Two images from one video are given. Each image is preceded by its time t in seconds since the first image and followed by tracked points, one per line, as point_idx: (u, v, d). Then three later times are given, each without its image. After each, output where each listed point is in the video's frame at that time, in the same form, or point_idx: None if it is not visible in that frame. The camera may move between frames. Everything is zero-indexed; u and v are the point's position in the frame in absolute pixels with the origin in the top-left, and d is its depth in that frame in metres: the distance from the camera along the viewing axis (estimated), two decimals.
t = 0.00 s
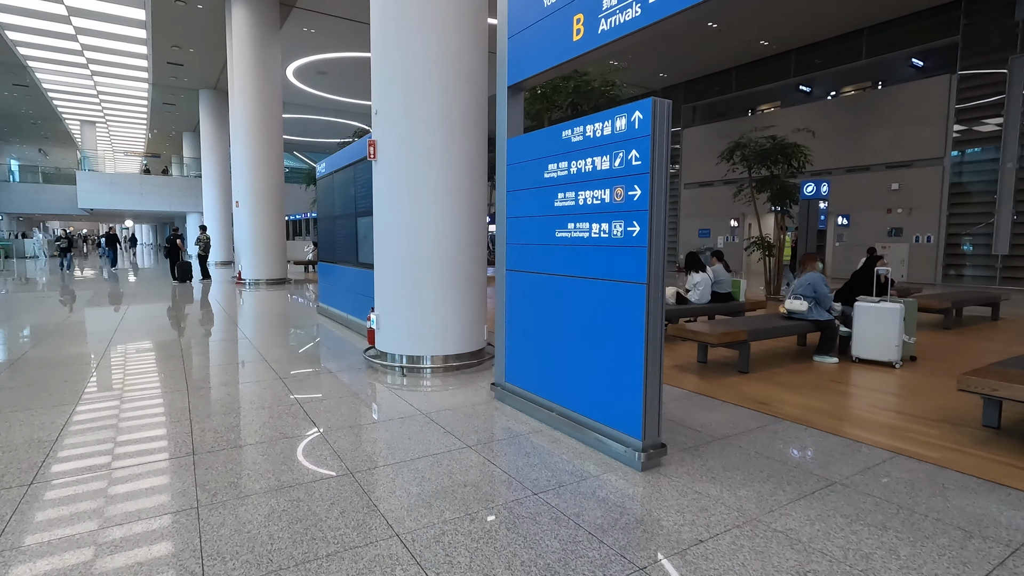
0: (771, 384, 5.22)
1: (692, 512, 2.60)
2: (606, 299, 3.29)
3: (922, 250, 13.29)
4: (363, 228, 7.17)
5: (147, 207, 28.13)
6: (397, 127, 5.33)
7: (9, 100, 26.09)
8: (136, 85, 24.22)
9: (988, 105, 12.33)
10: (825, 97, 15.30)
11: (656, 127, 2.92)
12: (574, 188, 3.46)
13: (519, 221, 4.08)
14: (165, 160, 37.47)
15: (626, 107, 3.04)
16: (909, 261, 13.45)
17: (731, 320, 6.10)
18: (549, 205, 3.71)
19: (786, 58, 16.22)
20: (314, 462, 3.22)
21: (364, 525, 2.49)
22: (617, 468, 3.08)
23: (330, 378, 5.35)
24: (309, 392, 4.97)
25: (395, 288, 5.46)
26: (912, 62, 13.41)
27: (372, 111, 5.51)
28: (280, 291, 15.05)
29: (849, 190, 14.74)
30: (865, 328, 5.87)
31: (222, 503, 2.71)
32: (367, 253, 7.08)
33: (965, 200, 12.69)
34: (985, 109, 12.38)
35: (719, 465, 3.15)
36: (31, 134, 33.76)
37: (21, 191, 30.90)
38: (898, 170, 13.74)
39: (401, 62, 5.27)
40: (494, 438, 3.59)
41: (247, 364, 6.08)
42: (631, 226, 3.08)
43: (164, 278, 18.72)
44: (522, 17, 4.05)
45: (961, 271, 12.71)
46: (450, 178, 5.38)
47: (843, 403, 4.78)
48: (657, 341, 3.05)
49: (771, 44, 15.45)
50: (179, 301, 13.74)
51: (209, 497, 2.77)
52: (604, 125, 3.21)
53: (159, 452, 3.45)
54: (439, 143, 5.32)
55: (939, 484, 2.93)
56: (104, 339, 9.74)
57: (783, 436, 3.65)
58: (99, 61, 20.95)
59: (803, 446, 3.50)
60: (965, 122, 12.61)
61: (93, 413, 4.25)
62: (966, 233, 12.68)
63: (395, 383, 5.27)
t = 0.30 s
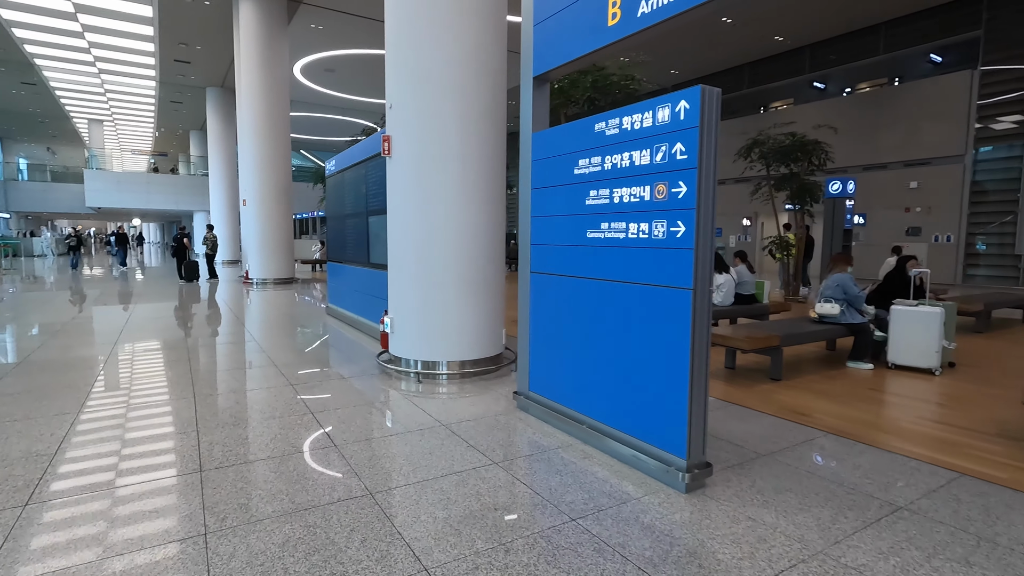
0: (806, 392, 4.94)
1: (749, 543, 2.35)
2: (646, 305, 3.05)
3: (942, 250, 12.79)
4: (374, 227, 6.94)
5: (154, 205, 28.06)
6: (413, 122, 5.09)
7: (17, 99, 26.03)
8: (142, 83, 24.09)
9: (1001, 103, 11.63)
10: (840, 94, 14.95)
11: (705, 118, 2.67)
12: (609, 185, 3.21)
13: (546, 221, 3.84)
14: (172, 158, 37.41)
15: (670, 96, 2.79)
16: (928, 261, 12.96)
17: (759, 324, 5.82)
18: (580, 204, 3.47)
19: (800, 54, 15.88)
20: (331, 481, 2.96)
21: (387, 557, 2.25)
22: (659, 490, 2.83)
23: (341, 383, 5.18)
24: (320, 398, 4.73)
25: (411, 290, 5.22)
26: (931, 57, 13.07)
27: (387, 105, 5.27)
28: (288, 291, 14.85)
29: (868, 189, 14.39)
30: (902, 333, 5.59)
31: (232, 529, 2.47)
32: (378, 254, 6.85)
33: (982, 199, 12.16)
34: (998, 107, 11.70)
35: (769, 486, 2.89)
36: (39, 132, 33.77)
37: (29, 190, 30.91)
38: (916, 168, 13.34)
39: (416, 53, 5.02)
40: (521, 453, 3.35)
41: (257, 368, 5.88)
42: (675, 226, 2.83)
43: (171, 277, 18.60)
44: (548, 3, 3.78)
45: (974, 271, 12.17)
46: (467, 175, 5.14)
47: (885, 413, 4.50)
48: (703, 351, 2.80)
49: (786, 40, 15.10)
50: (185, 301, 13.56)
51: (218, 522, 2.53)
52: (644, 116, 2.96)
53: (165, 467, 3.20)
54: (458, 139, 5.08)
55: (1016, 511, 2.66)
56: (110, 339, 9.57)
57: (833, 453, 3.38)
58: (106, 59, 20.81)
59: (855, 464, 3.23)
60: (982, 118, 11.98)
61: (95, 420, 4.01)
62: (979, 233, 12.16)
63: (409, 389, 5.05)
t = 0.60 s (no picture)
0: (845, 398, 4.70)
1: (818, 571, 2.14)
2: (692, 308, 2.83)
3: (963, 249, 12.10)
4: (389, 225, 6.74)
5: (163, 204, 28.04)
6: (432, 115, 4.88)
7: (27, 97, 26.06)
8: (151, 81, 24.03)
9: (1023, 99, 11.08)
10: (855, 90, 14.53)
11: (763, 105, 2.45)
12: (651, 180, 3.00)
13: (578, 218, 3.63)
14: (181, 157, 37.41)
15: (722, 82, 2.57)
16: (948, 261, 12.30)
17: (791, 326, 5.58)
18: (617, 200, 3.26)
19: (818, 50, 15.52)
20: (353, 495, 2.77)
21: None
22: (710, 508, 2.62)
23: (355, 385, 5.02)
24: (336, 403, 4.51)
25: (430, 291, 5.02)
26: (951, 52, 12.56)
27: (405, 98, 5.07)
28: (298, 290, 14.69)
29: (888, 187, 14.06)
30: (942, 335, 5.34)
31: (251, 551, 2.28)
32: (393, 253, 6.65)
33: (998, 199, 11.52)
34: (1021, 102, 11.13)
35: (829, 505, 2.67)
36: (49, 131, 33.84)
37: (39, 188, 30.99)
38: (937, 165, 12.51)
39: (436, 44, 4.82)
40: (556, 465, 3.15)
41: (268, 369, 5.71)
42: (727, 223, 2.61)
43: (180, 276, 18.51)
44: None
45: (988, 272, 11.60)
46: (488, 171, 4.93)
47: (933, 421, 4.26)
48: (758, 357, 2.59)
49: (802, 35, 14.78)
50: (194, 300, 13.43)
51: (236, 543, 2.34)
52: (691, 104, 2.74)
53: (175, 479, 3.00)
54: (479, 133, 4.88)
55: None
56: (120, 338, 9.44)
57: (890, 466, 3.16)
58: (115, 56, 20.75)
59: (917, 479, 3.00)
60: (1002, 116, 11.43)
61: (102, 426, 3.83)
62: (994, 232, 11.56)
63: (426, 393, 4.85)
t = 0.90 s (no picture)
0: (888, 406, 4.46)
1: None
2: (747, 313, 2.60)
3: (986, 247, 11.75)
4: (403, 224, 6.53)
5: (171, 203, 28.04)
6: (453, 109, 4.67)
7: (37, 97, 26.09)
8: (159, 80, 23.98)
9: None
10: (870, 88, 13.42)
11: (834, 90, 2.22)
12: (699, 174, 2.78)
13: (612, 215, 3.41)
14: (189, 156, 37.43)
15: (785, 66, 2.35)
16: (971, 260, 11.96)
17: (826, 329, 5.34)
18: (659, 196, 3.04)
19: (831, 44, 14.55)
20: (381, 516, 2.55)
21: None
22: (769, 533, 2.39)
23: (370, 389, 4.81)
24: (355, 410, 4.26)
25: (450, 293, 4.81)
26: (971, 47, 11.52)
27: (424, 91, 4.87)
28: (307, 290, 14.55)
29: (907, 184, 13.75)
30: (987, 338, 5.08)
31: None
32: (407, 252, 6.44)
33: None
34: None
35: (899, 528, 2.44)
36: (58, 130, 33.92)
37: (49, 187, 31.09)
38: (958, 162, 12.26)
39: (458, 34, 4.60)
40: (593, 480, 2.94)
41: (279, 372, 5.51)
42: (790, 220, 2.38)
43: (189, 275, 18.42)
44: None
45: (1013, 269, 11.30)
46: (512, 167, 4.71)
47: (984, 430, 4.01)
48: (824, 367, 2.36)
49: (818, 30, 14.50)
50: (203, 299, 13.31)
51: (255, 570, 2.14)
52: (748, 91, 2.52)
53: (185, 494, 2.80)
54: (502, 127, 4.67)
55: None
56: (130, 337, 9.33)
57: (954, 482, 2.93)
58: (124, 55, 20.69)
59: (987, 497, 2.77)
60: None
61: (109, 435, 3.63)
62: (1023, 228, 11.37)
63: (445, 399, 4.64)
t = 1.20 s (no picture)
0: (936, 416, 4.22)
1: None
2: (806, 321, 2.40)
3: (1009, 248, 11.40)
4: (420, 223, 6.35)
5: (182, 202, 28.09)
6: (477, 102, 4.48)
7: (49, 96, 26.19)
8: (170, 79, 23.98)
9: None
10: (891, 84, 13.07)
11: (916, 74, 2.01)
12: (753, 169, 2.57)
13: (652, 214, 3.21)
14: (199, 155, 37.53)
15: (859, 49, 2.14)
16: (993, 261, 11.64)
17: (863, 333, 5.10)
18: (706, 193, 2.84)
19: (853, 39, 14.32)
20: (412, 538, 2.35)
21: None
22: (838, 564, 2.18)
23: (384, 393, 4.60)
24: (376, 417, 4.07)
25: (473, 296, 4.63)
26: (994, 43, 10.96)
27: (446, 85, 4.68)
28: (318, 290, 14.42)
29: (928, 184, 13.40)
30: None
31: None
32: (424, 252, 6.25)
33: None
34: None
35: (981, 558, 2.22)
36: (70, 130, 34.07)
37: (61, 186, 31.24)
38: (981, 161, 11.74)
39: (482, 24, 4.40)
40: (636, 498, 2.73)
41: (291, 374, 5.32)
42: (863, 219, 2.17)
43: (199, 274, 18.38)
44: None
45: None
46: (538, 163, 4.50)
47: None
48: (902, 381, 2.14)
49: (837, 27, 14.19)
50: (214, 299, 13.19)
51: None
52: (813, 78, 2.31)
53: (197, 501, 2.69)
54: (529, 121, 4.46)
55: None
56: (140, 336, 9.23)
57: None
58: (135, 54, 20.66)
59: None
60: None
61: (118, 441, 3.48)
62: None
63: (467, 406, 4.44)
